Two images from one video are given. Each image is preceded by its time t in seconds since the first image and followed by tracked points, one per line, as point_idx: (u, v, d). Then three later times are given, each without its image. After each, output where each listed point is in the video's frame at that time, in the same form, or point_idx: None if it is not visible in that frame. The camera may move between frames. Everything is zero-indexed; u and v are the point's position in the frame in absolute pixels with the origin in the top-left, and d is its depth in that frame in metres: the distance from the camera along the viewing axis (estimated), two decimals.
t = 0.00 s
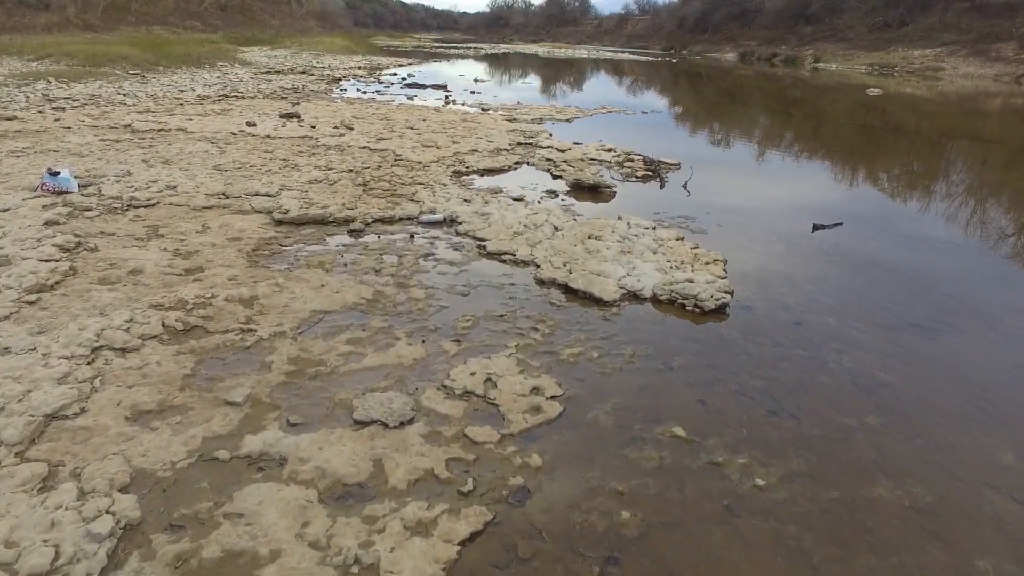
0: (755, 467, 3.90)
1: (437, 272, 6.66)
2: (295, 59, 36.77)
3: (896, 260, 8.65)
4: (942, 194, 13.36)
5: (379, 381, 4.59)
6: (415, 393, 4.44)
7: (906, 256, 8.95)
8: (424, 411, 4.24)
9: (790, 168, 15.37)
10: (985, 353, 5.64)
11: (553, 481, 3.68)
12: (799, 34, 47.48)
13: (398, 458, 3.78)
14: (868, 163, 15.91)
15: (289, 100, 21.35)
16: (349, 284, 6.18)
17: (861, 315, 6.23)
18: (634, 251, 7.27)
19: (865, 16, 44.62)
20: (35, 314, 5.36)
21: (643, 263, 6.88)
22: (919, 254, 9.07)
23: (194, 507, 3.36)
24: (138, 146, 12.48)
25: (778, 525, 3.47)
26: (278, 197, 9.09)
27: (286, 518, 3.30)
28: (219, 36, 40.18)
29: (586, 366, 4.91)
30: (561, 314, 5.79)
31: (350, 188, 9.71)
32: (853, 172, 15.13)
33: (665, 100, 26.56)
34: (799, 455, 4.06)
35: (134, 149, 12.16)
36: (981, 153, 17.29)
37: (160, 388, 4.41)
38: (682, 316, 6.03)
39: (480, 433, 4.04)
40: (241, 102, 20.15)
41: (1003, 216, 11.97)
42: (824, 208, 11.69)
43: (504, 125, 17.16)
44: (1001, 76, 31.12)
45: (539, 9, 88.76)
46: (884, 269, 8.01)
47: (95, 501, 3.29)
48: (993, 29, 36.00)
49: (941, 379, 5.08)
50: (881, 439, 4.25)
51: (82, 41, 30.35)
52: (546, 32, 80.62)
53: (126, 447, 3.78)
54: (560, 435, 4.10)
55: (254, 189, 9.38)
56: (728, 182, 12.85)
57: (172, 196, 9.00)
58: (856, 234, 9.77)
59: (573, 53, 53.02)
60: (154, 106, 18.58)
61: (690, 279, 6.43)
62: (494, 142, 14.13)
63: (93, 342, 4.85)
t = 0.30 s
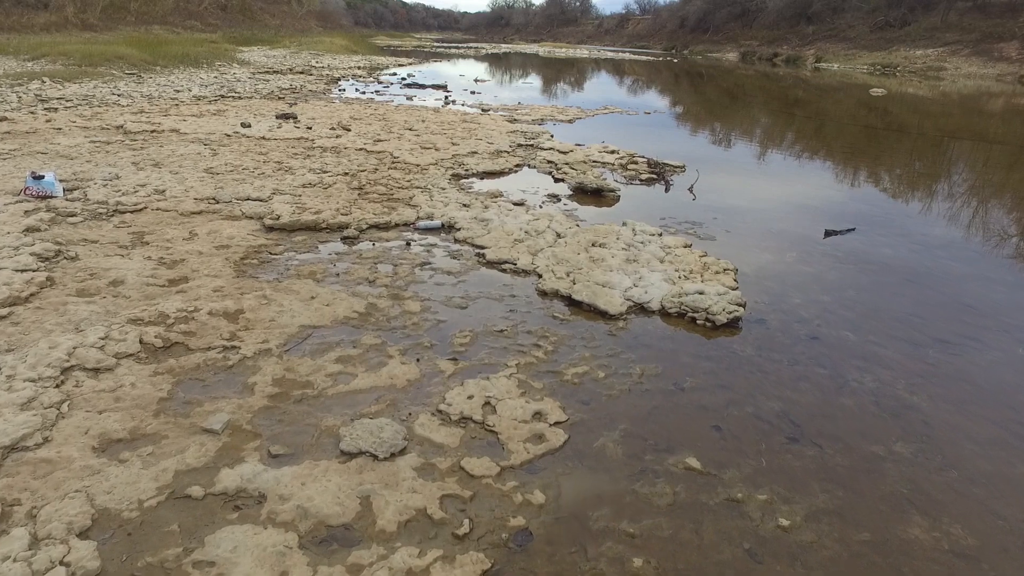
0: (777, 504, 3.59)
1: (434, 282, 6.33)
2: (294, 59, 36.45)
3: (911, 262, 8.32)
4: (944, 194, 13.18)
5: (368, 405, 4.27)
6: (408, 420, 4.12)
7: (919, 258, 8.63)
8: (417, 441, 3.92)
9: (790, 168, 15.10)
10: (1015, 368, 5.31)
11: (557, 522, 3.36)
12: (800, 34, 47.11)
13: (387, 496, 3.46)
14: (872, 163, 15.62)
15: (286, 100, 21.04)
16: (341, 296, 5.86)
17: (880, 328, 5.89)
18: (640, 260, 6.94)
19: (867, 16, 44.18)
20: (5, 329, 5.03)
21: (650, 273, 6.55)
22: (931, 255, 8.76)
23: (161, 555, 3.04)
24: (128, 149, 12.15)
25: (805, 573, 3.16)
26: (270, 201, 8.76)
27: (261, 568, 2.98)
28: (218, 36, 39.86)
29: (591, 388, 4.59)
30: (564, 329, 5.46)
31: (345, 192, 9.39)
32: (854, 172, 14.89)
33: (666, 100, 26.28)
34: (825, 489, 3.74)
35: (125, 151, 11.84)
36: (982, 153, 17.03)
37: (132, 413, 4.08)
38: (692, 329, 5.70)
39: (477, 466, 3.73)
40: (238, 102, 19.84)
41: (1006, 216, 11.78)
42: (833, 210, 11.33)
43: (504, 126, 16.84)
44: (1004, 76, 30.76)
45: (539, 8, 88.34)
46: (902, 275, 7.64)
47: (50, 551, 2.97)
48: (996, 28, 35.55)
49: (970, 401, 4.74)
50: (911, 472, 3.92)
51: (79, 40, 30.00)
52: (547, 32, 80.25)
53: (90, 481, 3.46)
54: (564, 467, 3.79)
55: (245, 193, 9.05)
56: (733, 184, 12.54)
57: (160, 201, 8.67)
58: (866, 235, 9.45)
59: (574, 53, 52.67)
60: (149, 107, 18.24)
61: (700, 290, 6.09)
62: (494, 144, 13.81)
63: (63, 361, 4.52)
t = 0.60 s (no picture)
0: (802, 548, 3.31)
1: (431, 294, 6.04)
2: (293, 59, 36.18)
3: (924, 269, 8.03)
4: (945, 194, 12.94)
5: (358, 432, 3.98)
6: (401, 448, 3.83)
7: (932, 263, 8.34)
8: (409, 473, 3.63)
9: (792, 168, 14.84)
10: None
11: (561, 567, 3.08)
12: (802, 34, 46.76)
13: (376, 538, 3.17)
14: (875, 163, 15.35)
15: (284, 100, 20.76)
16: (333, 310, 5.57)
17: (900, 344, 5.60)
18: (647, 270, 6.65)
19: (868, 15, 43.81)
20: None
21: (657, 284, 6.25)
22: (945, 261, 8.46)
23: None
24: (120, 151, 11.86)
25: None
26: (262, 206, 8.48)
27: None
28: (218, 36, 39.57)
29: (597, 412, 4.30)
30: (568, 345, 5.17)
31: (340, 197, 9.09)
32: (856, 172, 14.62)
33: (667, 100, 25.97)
34: (853, 530, 3.46)
35: (116, 154, 11.55)
36: (982, 152, 16.76)
37: (103, 441, 3.79)
38: (702, 344, 5.40)
39: (474, 502, 3.44)
40: (234, 103, 19.55)
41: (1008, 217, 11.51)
42: (843, 213, 11.01)
43: (505, 127, 16.56)
44: (1007, 76, 30.42)
45: (540, 8, 87.96)
46: (919, 285, 7.32)
47: None
48: (998, 28, 35.19)
49: (1001, 425, 4.46)
50: (943, 508, 3.65)
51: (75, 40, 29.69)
52: (547, 32, 79.91)
53: (52, 521, 3.17)
54: (569, 504, 3.49)
55: (237, 198, 8.76)
56: (738, 185, 12.24)
57: (148, 206, 8.37)
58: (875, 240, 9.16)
59: (575, 53, 52.38)
60: (143, 108, 17.94)
61: (710, 302, 5.80)
62: (494, 146, 13.52)
63: (33, 383, 4.23)
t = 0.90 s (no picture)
0: None
1: (428, 302, 5.80)
2: (292, 59, 35.94)
3: (935, 273, 7.81)
4: (946, 193, 12.75)
5: (349, 454, 3.74)
6: (394, 474, 3.60)
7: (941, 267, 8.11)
8: (403, 502, 3.39)
9: (793, 168, 14.63)
10: None
11: None
12: (803, 34, 46.48)
13: None
14: (877, 163, 15.13)
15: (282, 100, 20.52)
16: (326, 320, 5.34)
17: (919, 356, 5.38)
18: (654, 277, 6.41)
19: (870, 15, 43.53)
20: None
21: (664, 293, 6.01)
22: (954, 265, 8.24)
23: None
24: (114, 152, 11.63)
25: None
26: (256, 210, 8.25)
27: None
28: (218, 36, 39.36)
29: (603, 433, 4.06)
30: (571, 358, 4.94)
31: (336, 200, 8.86)
32: (856, 172, 14.42)
33: (668, 100, 25.74)
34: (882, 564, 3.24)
35: (109, 155, 11.32)
36: (983, 152, 16.57)
37: (77, 466, 3.54)
38: (712, 357, 5.16)
39: (472, 535, 3.20)
40: (232, 103, 19.32)
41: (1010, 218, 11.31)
42: (850, 215, 10.77)
43: (506, 128, 16.33)
44: (1010, 76, 30.16)
45: (540, 8, 87.68)
46: (934, 292, 7.09)
47: None
48: (1001, 27, 34.92)
49: None
50: (975, 538, 3.43)
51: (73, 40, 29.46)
52: (548, 32, 79.64)
53: (17, 557, 2.93)
54: (575, 535, 3.26)
55: (231, 201, 8.53)
56: (741, 187, 12.01)
57: (138, 210, 8.14)
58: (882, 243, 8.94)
59: (576, 53, 52.14)
60: (139, 108, 17.70)
61: (720, 312, 5.55)
62: (495, 147, 13.29)
63: (5, 402, 3.98)
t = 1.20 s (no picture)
0: None
1: (426, 311, 5.57)
2: (292, 59, 35.72)
3: (947, 278, 7.57)
4: (951, 194, 12.53)
5: (340, 477, 3.52)
6: (388, 499, 3.37)
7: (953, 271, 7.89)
8: (396, 533, 3.17)
9: (794, 168, 14.43)
10: None
11: None
12: (804, 34, 46.23)
13: None
14: (879, 163, 14.92)
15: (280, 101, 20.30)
16: (319, 330, 5.11)
17: (939, 367, 5.15)
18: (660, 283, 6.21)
19: (871, 15, 43.26)
20: None
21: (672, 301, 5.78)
22: (966, 268, 8.01)
23: None
24: (107, 154, 11.42)
25: None
26: (250, 214, 8.02)
27: None
28: (218, 36, 39.16)
29: (609, 452, 3.84)
30: (575, 371, 4.71)
31: (333, 203, 8.63)
32: (858, 171, 14.22)
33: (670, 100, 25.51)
34: None
35: (102, 157, 11.10)
36: (984, 152, 16.37)
37: (48, 491, 3.32)
38: (722, 369, 4.93)
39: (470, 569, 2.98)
40: (229, 103, 19.11)
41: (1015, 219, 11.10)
42: (856, 216, 10.53)
43: (507, 128, 16.10)
44: (1013, 76, 29.90)
45: (541, 8, 87.28)
46: (948, 297, 6.85)
47: None
48: (1003, 27, 34.65)
49: None
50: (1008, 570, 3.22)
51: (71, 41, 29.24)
52: (548, 32, 79.44)
53: None
54: (580, 568, 3.03)
55: (224, 204, 8.31)
56: (745, 188, 11.78)
57: (129, 213, 7.92)
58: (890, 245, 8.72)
59: (578, 53, 51.93)
60: (136, 108, 17.48)
61: (730, 321, 5.33)
62: (495, 148, 13.06)
63: None
